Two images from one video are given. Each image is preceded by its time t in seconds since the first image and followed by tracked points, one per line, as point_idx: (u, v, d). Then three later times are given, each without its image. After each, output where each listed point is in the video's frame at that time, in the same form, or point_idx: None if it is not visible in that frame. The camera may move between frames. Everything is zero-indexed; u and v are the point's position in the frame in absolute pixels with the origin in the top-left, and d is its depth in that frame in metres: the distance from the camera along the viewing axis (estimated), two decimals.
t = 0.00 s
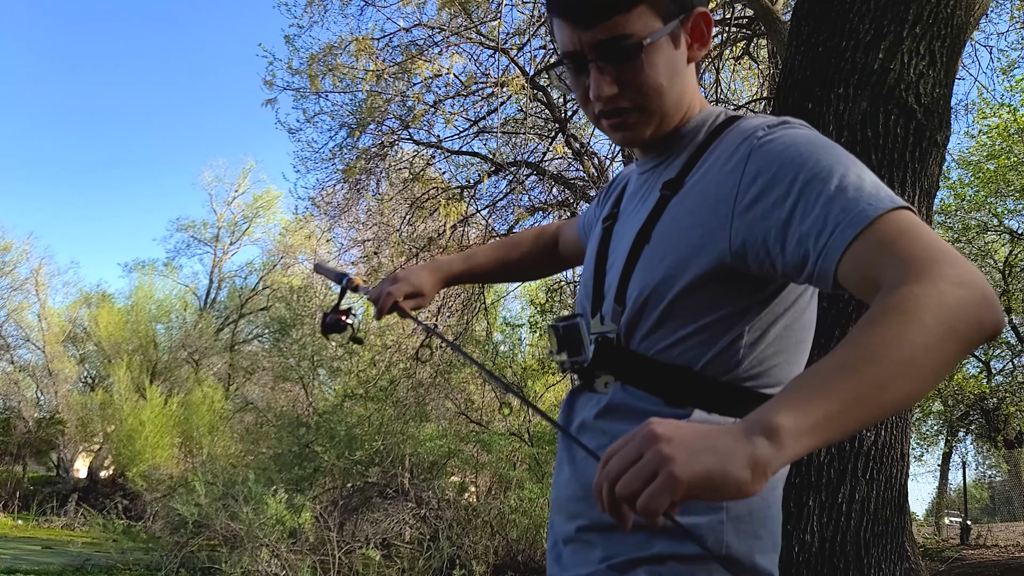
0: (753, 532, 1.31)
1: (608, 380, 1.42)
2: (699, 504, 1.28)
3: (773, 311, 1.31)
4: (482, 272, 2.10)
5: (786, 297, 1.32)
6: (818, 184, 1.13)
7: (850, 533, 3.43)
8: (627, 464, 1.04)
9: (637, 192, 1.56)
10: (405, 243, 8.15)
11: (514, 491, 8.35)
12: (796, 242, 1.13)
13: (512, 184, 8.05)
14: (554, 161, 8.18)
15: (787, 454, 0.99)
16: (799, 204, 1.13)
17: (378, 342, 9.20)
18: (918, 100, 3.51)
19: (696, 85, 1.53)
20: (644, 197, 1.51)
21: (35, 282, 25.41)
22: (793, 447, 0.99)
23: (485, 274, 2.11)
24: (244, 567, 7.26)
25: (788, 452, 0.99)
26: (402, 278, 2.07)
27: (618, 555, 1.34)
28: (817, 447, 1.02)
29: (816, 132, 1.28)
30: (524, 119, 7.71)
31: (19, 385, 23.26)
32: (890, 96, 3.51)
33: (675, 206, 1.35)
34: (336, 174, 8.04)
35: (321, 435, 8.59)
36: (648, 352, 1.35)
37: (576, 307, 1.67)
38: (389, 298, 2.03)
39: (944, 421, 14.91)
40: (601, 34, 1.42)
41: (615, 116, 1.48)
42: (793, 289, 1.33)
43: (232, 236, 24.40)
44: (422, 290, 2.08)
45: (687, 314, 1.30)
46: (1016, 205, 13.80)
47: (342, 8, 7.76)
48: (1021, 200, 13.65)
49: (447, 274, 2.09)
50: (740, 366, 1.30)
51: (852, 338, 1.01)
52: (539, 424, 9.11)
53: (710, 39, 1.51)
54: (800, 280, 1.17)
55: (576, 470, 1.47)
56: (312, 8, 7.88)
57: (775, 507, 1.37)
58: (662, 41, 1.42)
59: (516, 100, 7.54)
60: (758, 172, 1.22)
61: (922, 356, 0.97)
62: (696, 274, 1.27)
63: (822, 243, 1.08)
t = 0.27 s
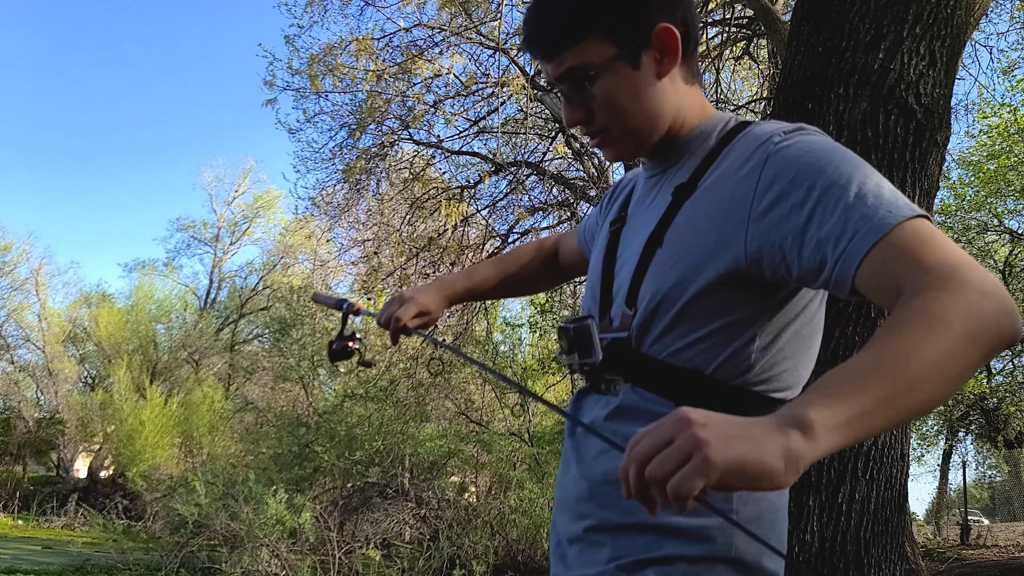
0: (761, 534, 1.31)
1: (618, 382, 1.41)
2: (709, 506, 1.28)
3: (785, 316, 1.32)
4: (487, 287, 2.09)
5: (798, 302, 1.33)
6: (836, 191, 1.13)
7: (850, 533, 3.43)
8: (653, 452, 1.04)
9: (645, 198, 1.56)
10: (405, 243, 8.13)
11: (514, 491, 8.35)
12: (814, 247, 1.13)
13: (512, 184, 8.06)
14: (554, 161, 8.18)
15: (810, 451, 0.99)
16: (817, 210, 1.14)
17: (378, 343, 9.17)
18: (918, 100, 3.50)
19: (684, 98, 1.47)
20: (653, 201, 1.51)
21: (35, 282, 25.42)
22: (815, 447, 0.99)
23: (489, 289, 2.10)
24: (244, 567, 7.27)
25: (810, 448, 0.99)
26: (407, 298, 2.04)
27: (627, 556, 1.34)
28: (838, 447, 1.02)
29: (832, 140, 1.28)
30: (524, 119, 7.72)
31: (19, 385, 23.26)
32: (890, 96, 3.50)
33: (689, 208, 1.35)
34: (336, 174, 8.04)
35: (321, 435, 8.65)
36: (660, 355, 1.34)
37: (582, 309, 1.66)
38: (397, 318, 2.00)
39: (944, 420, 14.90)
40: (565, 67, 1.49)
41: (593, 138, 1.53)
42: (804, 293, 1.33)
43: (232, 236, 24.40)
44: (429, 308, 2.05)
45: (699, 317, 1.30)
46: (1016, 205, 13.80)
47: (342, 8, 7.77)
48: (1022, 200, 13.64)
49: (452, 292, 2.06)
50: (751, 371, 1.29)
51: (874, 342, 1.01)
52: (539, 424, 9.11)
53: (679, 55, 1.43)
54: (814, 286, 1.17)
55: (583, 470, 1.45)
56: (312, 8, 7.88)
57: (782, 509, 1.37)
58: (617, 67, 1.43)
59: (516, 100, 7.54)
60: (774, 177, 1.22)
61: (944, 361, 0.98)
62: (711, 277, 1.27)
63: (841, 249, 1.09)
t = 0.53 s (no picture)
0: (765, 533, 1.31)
1: (621, 383, 1.40)
2: (713, 506, 1.28)
3: (788, 315, 1.31)
4: (490, 291, 2.09)
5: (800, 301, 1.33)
6: (839, 192, 1.13)
7: (850, 533, 3.43)
8: (658, 444, 1.04)
9: (647, 199, 1.56)
10: (405, 243, 8.15)
11: (514, 491, 8.35)
12: (817, 247, 1.13)
13: (512, 185, 8.06)
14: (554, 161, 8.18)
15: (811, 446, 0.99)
16: (819, 211, 1.14)
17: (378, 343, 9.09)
18: (918, 100, 3.50)
19: (693, 94, 1.51)
20: (655, 201, 1.51)
21: (35, 282, 25.44)
22: (818, 441, 1.00)
23: (493, 293, 2.09)
24: (244, 567, 7.28)
25: (814, 442, 0.99)
26: (412, 302, 2.02)
27: (631, 556, 1.33)
28: (843, 441, 1.02)
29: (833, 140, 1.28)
30: (524, 119, 7.72)
31: (19, 385, 23.26)
32: (890, 96, 3.50)
33: (691, 209, 1.35)
34: (336, 174, 8.05)
35: (321, 435, 8.56)
36: (663, 355, 1.34)
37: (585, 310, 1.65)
38: (404, 323, 1.98)
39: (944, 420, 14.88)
40: (588, 47, 1.44)
41: (608, 127, 1.48)
42: (807, 293, 1.33)
43: (232, 236, 24.41)
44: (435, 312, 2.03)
45: (701, 317, 1.30)
46: (1016, 205, 13.79)
47: (343, 8, 7.78)
48: (1021, 200, 13.65)
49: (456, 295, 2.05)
50: (754, 371, 1.29)
51: (876, 339, 1.01)
52: (538, 424, 9.11)
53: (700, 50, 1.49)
54: (817, 286, 1.17)
55: (588, 470, 1.45)
56: (312, 8, 7.89)
57: (786, 509, 1.37)
58: (647, 50, 1.42)
59: (516, 100, 7.54)
60: (776, 177, 1.22)
61: (945, 358, 0.98)
62: (714, 277, 1.27)
63: (844, 248, 1.09)
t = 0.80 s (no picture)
0: (770, 534, 1.31)
1: (625, 385, 1.40)
2: (718, 507, 1.28)
3: (791, 317, 1.32)
4: (492, 299, 2.09)
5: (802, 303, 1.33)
6: (839, 191, 1.13)
7: (850, 533, 3.43)
8: (648, 450, 1.06)
9: (648, 199, 1.56)
10: (405, 243, 8.15)
11: (514, 491, 8.35)
12: (817, 248, 1.13)
13: (512, 185, 8.06)
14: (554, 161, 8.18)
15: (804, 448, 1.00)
16: (820, 210, 1.14)
17: (378, 343, 9.14)
18: (918, 100, 3.50)
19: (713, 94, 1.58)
20: (657, 202, 1.51)
21: (35, 282, 25.45)
22: (808, 445, 1.00)
23: (495, 302, 2.10)
24: (244, 567, 7.28)
25: (803, 446, 1.00)
26: (415, 310, 2.02)
27: (636, 556, 1.33)
28: (837, 442, 1.02)
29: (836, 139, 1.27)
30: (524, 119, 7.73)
31: (19, 385, 23.26)
32: (890, 96, 3.50)
33: (693, 210, 1.35)
34: (336, 174, 8.05)
35: (321, 434, 8.56)
36: (667, 357, 1.34)
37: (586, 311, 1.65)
38: (407, 331, 1.97)
39: (944, 420, 14.88)
40: (644, 15, 1.47)
41: (643, 98, 1.48)
42: (809, 294, 1.34)
43: (232, 236, 24.42)
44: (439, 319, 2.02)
45: (704, 319, 1.30)
46: (1016, 205, 13.79)
47: (342, 8, 7.78)
48: (1021, 200, 13.65)
49: (459, 303, 2.04)
50: (758, 372, 1.29)
51: (872, 340, 1.01)
52: (538, 424, 9.12)
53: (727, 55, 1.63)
54: (820, 286, 1.17)
55: (593, 471, 1.45)
56: (312, 8, 7.90)
57: (790, 510, 1.37)
58: (698, 31, 1.48)
59: (516, 100, 7.55)
60: (778, 177, 1.22)
61: (939, 361, 0.97)
62: (716, 279, 1.27)
63: (844, 249, 1.09)
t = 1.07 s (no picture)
0: (775, 537, 1.31)
1: (628, 386, 1.40)
2: (724, 509, 1.27)
3: (797, 320, 1.32)
4: (491, 298, 2.10)
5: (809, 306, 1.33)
6: (849, 192, 1.12)
7: (850, 533, 3.43)
8: (653, 463, 1.04)
9: (651, 194, 1.57)
10: (405, 243, 8.18)
11: (514, 491, 8.35)
12: (828, 251, 1.13)
13: (512, 185, 8.06)
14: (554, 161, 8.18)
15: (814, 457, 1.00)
16: (830, 211, 1.13)
17: (378, 343, 9.11)
18: (918, 100, 3.50)
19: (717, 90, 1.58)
20: (660, 199, 1.51)
21: (35, 282, 25.45)
22: (816, 454, 1.00)
23: (494, 301, 2.11)
24: (244, 567, 7.28)
25: (811, 455, 1.00)
26: (414, 301, 2.06)
27: (639, 557, 1.33)
28: (845, 451, 1.02)
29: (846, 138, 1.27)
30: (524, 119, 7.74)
31: (19, 385, 23.25)
32: (890, 96, 3.50)
33: (699, 210, 1.35)
34: (336, 174, 8.05)
35: (321, 435, 8.57)
36: (672, 359, 1.34)
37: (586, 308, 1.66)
38: (404, 320, 2.01)
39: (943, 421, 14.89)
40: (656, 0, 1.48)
41: (648, 85, 1.48)
42: (816, 297, 1.34)
43: (232, 236, 24.44)
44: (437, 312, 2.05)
45: (711, 322, 1.30)
46: (1016, 205, 13.80)
47: (342, 8, 7.78)
48: (1021, 200, 13.65)
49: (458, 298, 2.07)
50: (764, 376, 1.30)
51: (884, 348, 1.01)
52: (539, 424, 9.13)
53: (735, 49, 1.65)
54: (829, 289, 1.17)
55: (597, 471, 1.45)
56: (312, 7, 7.90)
57: (795, 513, 1.37)
58: (708, 23, 1.49)
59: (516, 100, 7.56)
60: (786, 177, 1.22)
61: (950, 373, 0.97)
62: (723, 282, 1.27)
63: (855, 252, 1.08)
